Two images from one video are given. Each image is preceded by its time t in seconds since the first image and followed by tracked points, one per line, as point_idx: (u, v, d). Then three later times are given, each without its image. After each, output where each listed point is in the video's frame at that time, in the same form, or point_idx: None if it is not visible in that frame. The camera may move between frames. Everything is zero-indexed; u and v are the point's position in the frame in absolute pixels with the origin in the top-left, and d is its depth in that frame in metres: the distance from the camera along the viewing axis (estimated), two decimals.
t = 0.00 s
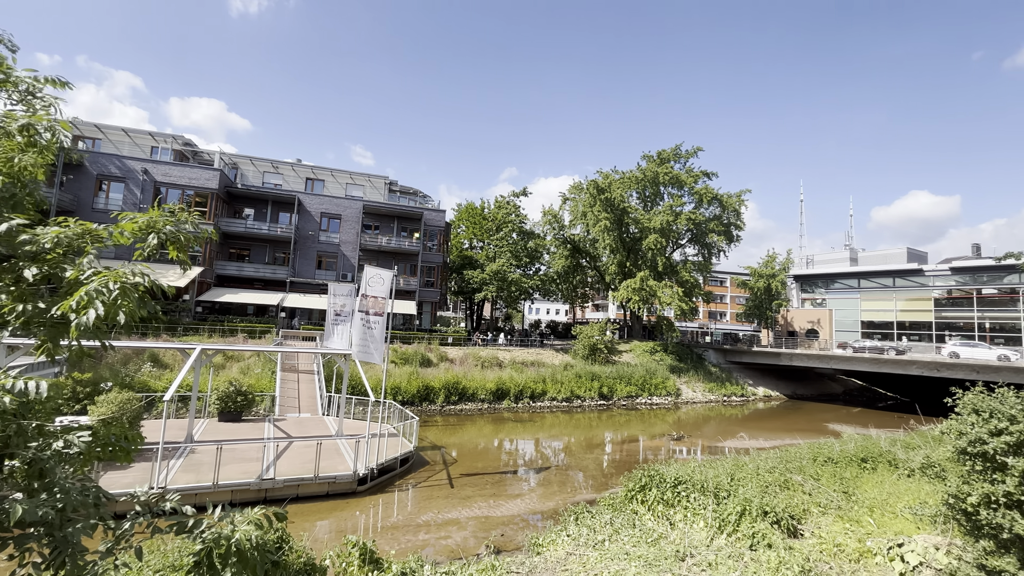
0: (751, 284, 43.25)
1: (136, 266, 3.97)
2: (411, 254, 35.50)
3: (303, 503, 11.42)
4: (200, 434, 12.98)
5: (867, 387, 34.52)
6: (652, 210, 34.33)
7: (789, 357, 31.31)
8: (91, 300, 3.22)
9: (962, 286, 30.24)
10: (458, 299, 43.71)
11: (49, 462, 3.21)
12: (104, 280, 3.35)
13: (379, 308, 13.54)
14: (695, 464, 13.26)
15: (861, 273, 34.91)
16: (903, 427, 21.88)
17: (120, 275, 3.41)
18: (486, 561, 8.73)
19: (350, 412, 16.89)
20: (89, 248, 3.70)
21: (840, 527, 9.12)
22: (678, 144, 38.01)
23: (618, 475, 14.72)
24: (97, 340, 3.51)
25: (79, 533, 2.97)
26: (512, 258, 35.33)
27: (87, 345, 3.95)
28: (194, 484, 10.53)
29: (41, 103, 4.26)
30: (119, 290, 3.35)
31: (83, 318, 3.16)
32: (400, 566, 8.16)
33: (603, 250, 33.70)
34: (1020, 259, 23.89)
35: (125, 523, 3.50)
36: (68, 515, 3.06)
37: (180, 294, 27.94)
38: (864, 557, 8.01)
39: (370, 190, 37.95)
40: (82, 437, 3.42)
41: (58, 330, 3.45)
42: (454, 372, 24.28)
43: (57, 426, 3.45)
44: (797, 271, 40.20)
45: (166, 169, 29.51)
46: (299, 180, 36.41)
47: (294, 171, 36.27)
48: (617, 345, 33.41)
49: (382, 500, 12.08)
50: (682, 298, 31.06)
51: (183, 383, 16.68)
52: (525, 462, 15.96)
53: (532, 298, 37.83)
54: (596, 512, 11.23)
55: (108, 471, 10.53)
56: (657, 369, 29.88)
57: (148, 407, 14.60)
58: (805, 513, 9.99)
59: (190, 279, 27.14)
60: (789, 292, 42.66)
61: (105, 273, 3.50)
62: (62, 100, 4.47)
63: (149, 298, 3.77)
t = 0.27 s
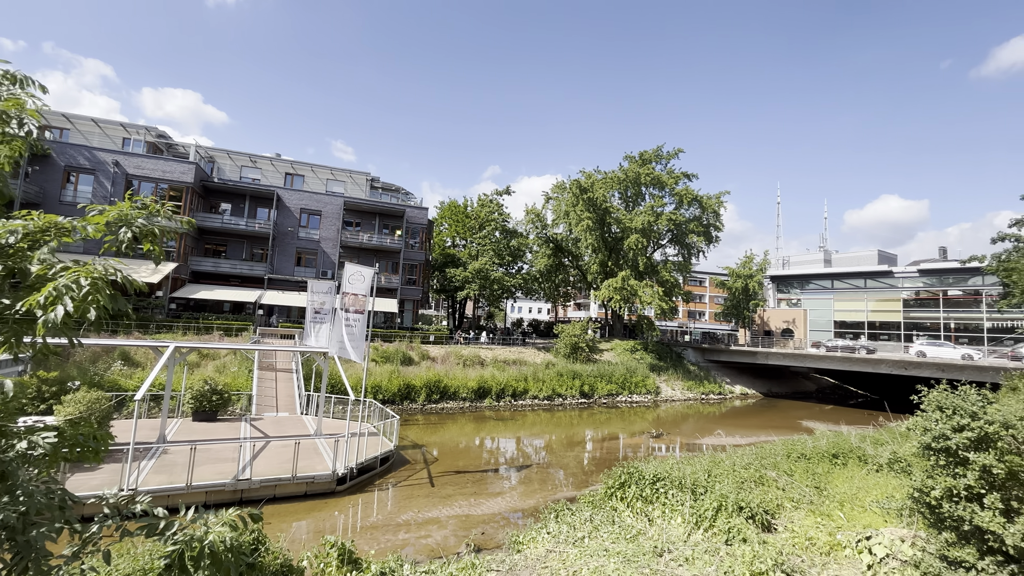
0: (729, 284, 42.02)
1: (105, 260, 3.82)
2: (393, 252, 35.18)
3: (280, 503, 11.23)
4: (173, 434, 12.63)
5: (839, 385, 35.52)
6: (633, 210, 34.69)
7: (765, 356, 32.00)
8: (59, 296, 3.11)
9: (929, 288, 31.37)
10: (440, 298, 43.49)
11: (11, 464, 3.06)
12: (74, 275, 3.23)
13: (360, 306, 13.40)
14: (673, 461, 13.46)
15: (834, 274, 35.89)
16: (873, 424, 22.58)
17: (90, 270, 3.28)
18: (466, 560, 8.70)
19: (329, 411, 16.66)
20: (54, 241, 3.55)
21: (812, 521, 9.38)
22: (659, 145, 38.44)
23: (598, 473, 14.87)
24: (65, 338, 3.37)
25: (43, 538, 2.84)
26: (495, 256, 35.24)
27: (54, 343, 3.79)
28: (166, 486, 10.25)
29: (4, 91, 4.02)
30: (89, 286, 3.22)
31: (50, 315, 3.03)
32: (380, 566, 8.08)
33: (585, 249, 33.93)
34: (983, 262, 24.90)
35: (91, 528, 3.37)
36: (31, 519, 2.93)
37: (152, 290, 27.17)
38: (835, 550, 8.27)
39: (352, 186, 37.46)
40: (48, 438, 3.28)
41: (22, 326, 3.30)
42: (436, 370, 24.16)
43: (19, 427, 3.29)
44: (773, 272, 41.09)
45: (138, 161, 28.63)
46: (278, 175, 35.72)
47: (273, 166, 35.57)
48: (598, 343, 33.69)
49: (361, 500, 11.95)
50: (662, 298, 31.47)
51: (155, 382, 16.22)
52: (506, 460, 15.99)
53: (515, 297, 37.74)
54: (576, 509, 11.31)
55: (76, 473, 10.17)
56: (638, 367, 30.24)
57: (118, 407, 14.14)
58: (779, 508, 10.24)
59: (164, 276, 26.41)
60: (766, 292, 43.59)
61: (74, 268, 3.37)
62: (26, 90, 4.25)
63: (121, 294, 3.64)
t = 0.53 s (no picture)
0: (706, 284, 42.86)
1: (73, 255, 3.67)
2: (374, 249, 34.79)
3: (255, 505, 11.02)
4: (142, 435, 12.26)
5: (811, 383, 36.56)
6: (614, 210, 35.00)
7: (741, 355, 32.66)
8: (25, 292, 2.97)
9: (896, 289, 32.53)
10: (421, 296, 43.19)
11: None
12: (41, 270, 3.09)
13: (338, 304, 13.22)
14: (651, 458, 13.65)
15: (807, 275, 36.86)
16: (843, 421, 23.31)
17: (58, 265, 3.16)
18: (445, 559, 8.67)
19: (306, 411, 16.40)
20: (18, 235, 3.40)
21: (783, 515, 9.65)
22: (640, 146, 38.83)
23: (578, 470, 15.00)
24: (30, 336, 3.23)
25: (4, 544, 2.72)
26: (476, 255, 35.14)
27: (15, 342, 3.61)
28: (134, 488, 9.92)
29: None
30: (57, 281, 3.10)
31: (14, 311, 2.89)
32: (357, 567, 7.99)
33: (567, 248, 34.12)
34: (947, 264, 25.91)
35: (53, 532, 3.23)
36: None
37: (121, 287, 26.29)
38: (804, 543, 8.51)
39: (331, 182, 36.89)
40: (9, 439, 3.13)
41: None
42: (416, 369, 24.01)
43: None
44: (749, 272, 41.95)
45: (107, 153, 27.66)
46: (255, 169, 34.94)
47: (249, 160, 34.75)
48: (578, 342, 33.91)
49: (338, 500, 11.80)
50: (641, 297, 31.86)
51: (123, 381, 15.70)
52: (486, 458, 15.99)
53: (496, 295, 37.64)
54: (555, 506, 11.37)
55: (37, 476, 9.77)
56: (617, 366, 30.58)
57: (84, 407, 13.66)
58: (752, 503, 10.49)
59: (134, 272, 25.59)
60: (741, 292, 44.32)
61: (39, 264, 3.22)
62: None
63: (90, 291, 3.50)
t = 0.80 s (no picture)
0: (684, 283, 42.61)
1: (32, 250, 3.50)
2: (353, 246, 34.31)
3: (227, 506, 10.77)
4: (108, 436, 11.84)
5: (783, 380, 37.59)
6: (594, 210, 35.26)
7: (716, 353, 33.25)
8: None
9: (864, 290, 33.71)
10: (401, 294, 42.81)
11: None
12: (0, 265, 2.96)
13: (315, 301, 13.03)
14: (629, 455, 13.84)
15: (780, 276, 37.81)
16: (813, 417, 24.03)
17: (18, 261, 3.03)
18: (423, 558, 8.62)
19: (282, 410, 16.11)
20: None
21: (755, 510, 9.91)
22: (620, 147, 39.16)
23: (557, 468, 15.11)
24: None
25: None
26: (456, 253, 34.96)
27: None
28: (100, 492, 9.59)
29: None
30: (17, 279, 2.97)
31: None
32: (334, 568, 7.87)
33: (547, 247, 34.24)
34: (912, 266, 26.95)
35: (10, 539, 3.02)
36: None
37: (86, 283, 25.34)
38: (775, 536, 8.76)
39: (309, 178, 36.22)
40: None
41: None
42: (394, 368, 23.80)
43: None
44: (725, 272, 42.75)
45: (72, 143, 26.59)
46: (229, 163, 34.05)
47: (223, 154, 33.86)
48: (558, 341, 34.09)
49: (315, 501, 11.64)
50: (620, 296, 32.25)
51: (88, 380, 15.13)
52: (465, 457, 15.96)
53: (476, 294, 37.53)
54: (534, 504, 11.41)
55: None
56: (596, 364, 30.87)
57: (46, 407, 13.13)
58: (725, 498, 10.74)
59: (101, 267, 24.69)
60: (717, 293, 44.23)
61: None
62: None
63: (50, 287, 3.34)
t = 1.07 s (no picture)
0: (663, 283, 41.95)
1: None
2: (331, 243, 33.76)
3: (199, 509, 10.50)
4: (73, 438, 11.42)
5: (757, 378, 38.55)
6: (575, 209, 35.46)
7: (693, 352, 33.75)
8: None
9: (835, 290, 34.82)
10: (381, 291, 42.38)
11: None
12: None
13: (291, 299, 12.78)
14: (607, 452, 13.98)
15: (756, 276, 38.67)
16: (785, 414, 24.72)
17: None
18: (401, 559, 8.54)
19: (257, 410, 15.77)
20: None
21: (729, 504, 10.14)
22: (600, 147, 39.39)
23: (536, 466, 15.18)
24: None
25: None
26: (437, 251, 34.71)
27: None
28: (63, 496, 9.23)
29: None
30: None
31: None
32: (309, 570, 7.74)
33: (528, 246, 34.32)
34: (879, 267, 27.94)
35: None
36: None
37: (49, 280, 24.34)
38: (747, 530, 8.99)
39: (286, 173, 35.49)
40: None
41: None
42: (373, 366, 23.56)
43: None
44: (703, 272, 43.42)
45: (34, 133, 25.51)
46: (203, 157, 33.11)
47: (196, 147, 32.89)
48: (539, 339, 34.23)
49: (290, 502, 11.44)
50: (600, 295, 32.58)
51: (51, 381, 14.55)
52: (445, 456, 15.90)
53: (457, 292, 37.37)
54: (513, 502, 11.44)
55: None
56: (576, 362, 31.12)
57: (5, 409, 12.59)
58: (701, 493, 10.96)
59: (64, 263, 23.73)
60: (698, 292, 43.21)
61: None
62: None
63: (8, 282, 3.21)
